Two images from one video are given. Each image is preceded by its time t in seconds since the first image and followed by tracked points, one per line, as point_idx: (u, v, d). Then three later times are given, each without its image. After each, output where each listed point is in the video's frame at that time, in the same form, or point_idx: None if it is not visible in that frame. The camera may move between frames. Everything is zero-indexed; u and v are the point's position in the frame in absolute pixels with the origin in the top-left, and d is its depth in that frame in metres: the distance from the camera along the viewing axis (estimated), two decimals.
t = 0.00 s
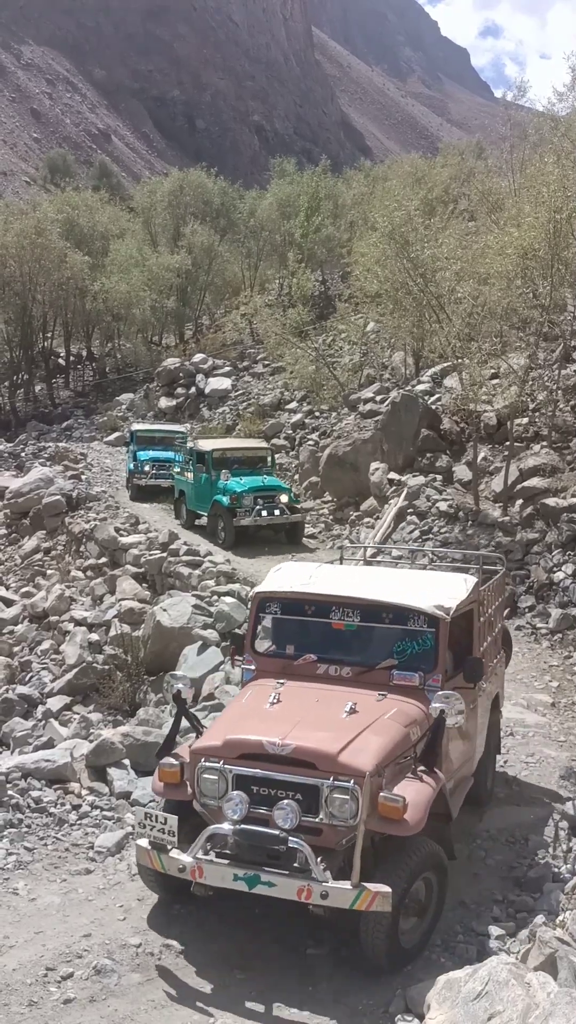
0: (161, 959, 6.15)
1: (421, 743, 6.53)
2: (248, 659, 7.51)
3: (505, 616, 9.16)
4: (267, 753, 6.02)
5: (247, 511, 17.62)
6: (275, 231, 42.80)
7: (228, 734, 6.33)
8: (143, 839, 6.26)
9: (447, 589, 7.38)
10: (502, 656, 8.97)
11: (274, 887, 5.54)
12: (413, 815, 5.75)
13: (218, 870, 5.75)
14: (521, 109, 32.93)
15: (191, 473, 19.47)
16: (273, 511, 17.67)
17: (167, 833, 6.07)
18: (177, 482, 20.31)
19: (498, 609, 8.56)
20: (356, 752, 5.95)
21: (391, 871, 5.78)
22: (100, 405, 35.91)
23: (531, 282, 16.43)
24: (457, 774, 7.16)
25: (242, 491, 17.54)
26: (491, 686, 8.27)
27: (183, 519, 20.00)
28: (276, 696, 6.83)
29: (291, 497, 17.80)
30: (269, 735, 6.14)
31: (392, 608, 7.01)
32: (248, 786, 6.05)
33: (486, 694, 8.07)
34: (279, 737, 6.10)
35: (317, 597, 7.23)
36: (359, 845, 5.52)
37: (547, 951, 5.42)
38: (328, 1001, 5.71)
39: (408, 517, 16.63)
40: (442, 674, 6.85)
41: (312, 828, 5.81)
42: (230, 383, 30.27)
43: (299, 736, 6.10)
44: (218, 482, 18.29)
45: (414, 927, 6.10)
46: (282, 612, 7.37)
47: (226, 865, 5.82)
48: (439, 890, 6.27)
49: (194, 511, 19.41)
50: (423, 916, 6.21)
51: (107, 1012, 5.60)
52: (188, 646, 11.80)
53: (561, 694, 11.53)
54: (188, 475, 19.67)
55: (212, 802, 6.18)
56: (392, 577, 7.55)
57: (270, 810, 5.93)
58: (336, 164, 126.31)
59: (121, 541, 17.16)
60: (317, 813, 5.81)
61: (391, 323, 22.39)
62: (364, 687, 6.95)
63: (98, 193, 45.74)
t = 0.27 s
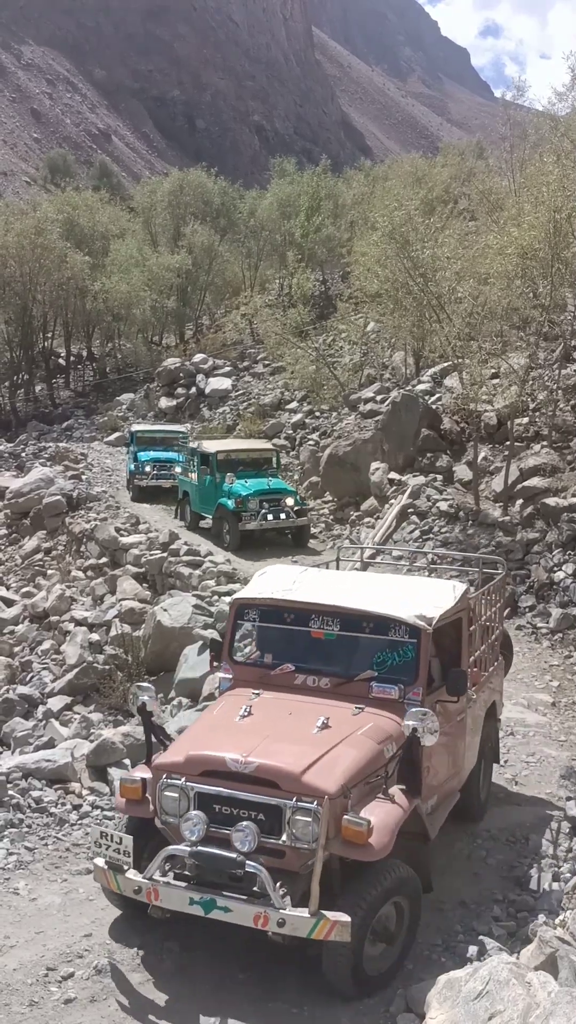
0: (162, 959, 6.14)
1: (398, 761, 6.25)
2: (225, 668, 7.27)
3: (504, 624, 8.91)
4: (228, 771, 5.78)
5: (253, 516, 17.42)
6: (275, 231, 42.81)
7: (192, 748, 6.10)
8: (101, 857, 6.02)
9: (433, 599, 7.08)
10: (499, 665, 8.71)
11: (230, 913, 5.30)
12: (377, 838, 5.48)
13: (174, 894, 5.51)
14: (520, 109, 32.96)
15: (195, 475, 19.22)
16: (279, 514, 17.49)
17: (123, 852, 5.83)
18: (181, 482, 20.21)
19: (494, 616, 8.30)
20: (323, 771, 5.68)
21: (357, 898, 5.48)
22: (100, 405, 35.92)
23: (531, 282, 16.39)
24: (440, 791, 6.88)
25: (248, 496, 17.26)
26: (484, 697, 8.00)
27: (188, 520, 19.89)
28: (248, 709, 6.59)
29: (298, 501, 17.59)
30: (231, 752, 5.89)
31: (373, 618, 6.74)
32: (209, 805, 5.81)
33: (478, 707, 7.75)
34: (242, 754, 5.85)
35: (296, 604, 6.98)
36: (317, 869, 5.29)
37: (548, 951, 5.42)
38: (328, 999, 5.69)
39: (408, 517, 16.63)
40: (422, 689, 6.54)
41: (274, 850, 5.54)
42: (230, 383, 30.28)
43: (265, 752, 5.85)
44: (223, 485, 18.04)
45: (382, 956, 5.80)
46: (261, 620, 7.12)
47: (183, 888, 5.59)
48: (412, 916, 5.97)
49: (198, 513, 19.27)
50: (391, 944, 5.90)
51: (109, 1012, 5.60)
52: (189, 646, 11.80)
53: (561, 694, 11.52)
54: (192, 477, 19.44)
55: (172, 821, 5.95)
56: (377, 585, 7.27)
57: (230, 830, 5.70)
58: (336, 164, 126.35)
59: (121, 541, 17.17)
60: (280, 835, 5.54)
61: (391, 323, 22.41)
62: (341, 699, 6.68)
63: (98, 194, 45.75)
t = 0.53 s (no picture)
0: (163, 959, 6.13)
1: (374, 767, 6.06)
2: (203, 671, 7.13)
3: (499, 630, 8.75)
4: (195, 775, 5.60)
5: (259, 516, 17.24)
6: (276, 231, 42.81)
7: (159, 752, 5.92)
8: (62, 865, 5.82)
9: (417, 602, 6.91)
10: (494, 672, 8.54)
11: (190, 924, 5.08)
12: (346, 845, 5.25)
13: (132, 904, 5.30)
14: (522, 108, 32.96)
15: (202, 475, 19.08)
16: (286, 515, 17.30)
17: (83, 861, 5.65)
18: (187, 483, 20.09)
19: (486, 621, 8.14)
20: (292, 778, 5.48)
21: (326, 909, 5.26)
22: (102, 405, 35.90)
23: (533, 282, 16.35)
24: (422, 800, 6.70)
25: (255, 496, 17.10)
26: (475, 704, 7.82)
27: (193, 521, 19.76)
28: (221, 713, 6.43)
29: (305, 501, 17.42)
30: (199, 756, 5.72)
31: (353, 620, 6.58)
32: (174, 811, 5.61)
33: (466, 714, 7.57)
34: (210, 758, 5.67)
35: (275, 606, 6.85)
36: (281, 877, 5.07)
37: (550, 951, 5.42)
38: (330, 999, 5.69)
39: (410, 517, 16.62)
40: (402, 694, 6.35)
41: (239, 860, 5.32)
42: (231, 383, 30.29)
43: (233, 757, 5.68)
44: (230, 485, 17.87)
45: (352, 970, 5.59)
46: (240, 622, 6.99)
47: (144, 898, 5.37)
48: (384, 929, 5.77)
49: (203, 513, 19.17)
50: (361, 958, 5.69)
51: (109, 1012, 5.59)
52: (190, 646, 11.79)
53: (562, 694, 11.52)
54: (199, 477, 19.31)
55: (137, 827, 5.77)
56: (361, 588, 7.13)
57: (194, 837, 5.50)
58: (338, 163, 126.34)
59: (122, 541, 17.16)
60: (247, 843, 5.31)
61: (393, 323, 22.40)
62: (318, 704, 6.51)
63: (100, 194, 45.76)
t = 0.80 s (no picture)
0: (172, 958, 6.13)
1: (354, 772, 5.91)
2: (185, 675, 7.01)
3: (498, 631, 8.55)
4: (163, 781, 5.50)
5: (273, 517, 17.08)
6: (285, 230, 42.79)
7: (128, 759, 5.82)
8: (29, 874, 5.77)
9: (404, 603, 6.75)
10: (493, 674, 8.34)
11: (154, 936, 4.99)
12: (317, 852, 5.09)
13: (97, 914, 5.23)
14: (531, 106, 32.85)
15: (214, 475, 18.95)
16: (299, 517, 17.11)
17: (48, 871, 5.58)
18: (199, 484, 19.98)
19: (482, 621, 7.94)
20: (261, 784, 5.35)
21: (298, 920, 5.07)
22: (111, 404, 35.98)
23: (541, 279, 16.15)
24: (407, 808, 6.54)
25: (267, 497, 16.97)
26: (470, 708, 7.62)
27: (205, 522, 19.66)
28: (197, 718, 6.31)
29: (319, 502, 17.26)
30: (168, 762, 5.61)
31: (335, 621, 6.44)
32: (141, 818, 5.51)
33: (458, 719, 7.37)
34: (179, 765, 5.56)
35: (257, 608, 6.72)
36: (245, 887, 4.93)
37: (559, 950, 5.41)
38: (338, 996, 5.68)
39: (418, 516, 16.58)
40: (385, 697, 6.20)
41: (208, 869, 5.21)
42: (240, 381, 30.31)
43: (202, 763, 5.56)
44: (242, 486, 17.74)
45: (326, 982, 5.39)
46: (222, 625, 6.87)
47: (110, 908, 5.30)
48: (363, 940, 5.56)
49: (216, 514, 19.06)
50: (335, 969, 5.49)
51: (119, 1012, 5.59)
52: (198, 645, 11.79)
53: (572, 693, 11.47)
54: (210, 478, 19.20)
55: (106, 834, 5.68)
56: (347, 588, 6.98)
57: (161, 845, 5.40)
58: (346, 162, 126.26)
59: (131, 540, 17.18)
60: (216, 853, 5.20)
61: (401, 321, 22.36)
62: (298, 707, 6.38)
63: (108, 193, 45.80)
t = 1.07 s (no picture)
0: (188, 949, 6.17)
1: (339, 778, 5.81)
2: (178, 665, 7.00)
3: (519, 633, 8.36)
4: (135, 780, 5.46)
5: (292, 510, 16.93)
6: (300, 220, 42.66)
7: (104, 755, 5.79)
8: None
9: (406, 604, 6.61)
10: (509, 678, 8.13)
11: (113, 941, 4.97)
12: (285, 863, 5.01)
13: (58, 915, 5.21)
14: (550, 94, 32.55)
15: (232, 469, 18.84)
16: (319, 510, 16.94)
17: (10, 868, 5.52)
18: (218, 476, 19.86)
19: (497, 622, 7.78)
20: (234, 788, 5.29)
21: (265, 928, 4.98)
22: (127, 394, 36.05)
23: (559, 269, 15.88)
24: (399, 813, 6.42)
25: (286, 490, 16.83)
26: (479, 712, 7.46)
27: (224, 514, 19.52)
28: (180, 715, 6.28)
29: (339, 494, 17.08)
30: (143, 761, 5.57)
31: (331, 620, 6.35)
32: (111, 817, 5.49)
33: (464, 723, 7.19)
34: (153, 764, 5.52)
35: (253, 601, 6.68)
36: (205, 897, 4.85)
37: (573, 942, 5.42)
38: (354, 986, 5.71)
39: (434, 507, 16.49)
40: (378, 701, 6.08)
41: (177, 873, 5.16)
42: (255, 371, 30.29)
43: (180, 764, 5.50)
44: (261, 479, 17.62)
45: (298, 996, 5.26)
46: (217, 616, 6.87)
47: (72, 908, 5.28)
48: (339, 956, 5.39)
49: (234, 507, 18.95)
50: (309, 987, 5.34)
51: (138, 1006, 5.66)
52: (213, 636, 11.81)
53: None
54: (229, 471, 19.08)
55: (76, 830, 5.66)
56: (352, 585, 6.89)
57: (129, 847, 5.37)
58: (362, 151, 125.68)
59: (146, 531, 17.22)
60: (184, 857, 5.15)
61: (417, 311, 22.24)
62: (288, 706, 6.32)
63: (124, 184, 45.76)
